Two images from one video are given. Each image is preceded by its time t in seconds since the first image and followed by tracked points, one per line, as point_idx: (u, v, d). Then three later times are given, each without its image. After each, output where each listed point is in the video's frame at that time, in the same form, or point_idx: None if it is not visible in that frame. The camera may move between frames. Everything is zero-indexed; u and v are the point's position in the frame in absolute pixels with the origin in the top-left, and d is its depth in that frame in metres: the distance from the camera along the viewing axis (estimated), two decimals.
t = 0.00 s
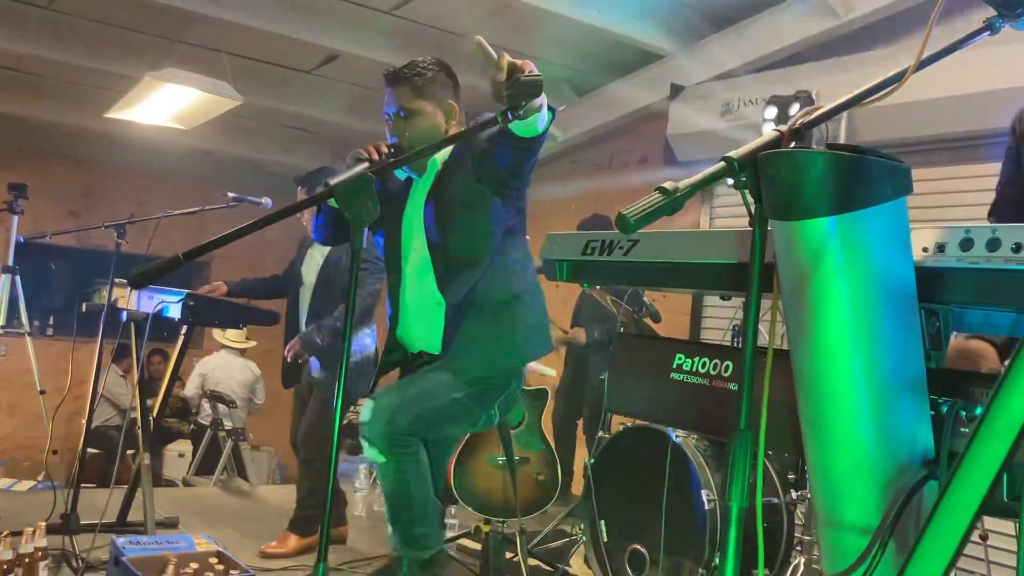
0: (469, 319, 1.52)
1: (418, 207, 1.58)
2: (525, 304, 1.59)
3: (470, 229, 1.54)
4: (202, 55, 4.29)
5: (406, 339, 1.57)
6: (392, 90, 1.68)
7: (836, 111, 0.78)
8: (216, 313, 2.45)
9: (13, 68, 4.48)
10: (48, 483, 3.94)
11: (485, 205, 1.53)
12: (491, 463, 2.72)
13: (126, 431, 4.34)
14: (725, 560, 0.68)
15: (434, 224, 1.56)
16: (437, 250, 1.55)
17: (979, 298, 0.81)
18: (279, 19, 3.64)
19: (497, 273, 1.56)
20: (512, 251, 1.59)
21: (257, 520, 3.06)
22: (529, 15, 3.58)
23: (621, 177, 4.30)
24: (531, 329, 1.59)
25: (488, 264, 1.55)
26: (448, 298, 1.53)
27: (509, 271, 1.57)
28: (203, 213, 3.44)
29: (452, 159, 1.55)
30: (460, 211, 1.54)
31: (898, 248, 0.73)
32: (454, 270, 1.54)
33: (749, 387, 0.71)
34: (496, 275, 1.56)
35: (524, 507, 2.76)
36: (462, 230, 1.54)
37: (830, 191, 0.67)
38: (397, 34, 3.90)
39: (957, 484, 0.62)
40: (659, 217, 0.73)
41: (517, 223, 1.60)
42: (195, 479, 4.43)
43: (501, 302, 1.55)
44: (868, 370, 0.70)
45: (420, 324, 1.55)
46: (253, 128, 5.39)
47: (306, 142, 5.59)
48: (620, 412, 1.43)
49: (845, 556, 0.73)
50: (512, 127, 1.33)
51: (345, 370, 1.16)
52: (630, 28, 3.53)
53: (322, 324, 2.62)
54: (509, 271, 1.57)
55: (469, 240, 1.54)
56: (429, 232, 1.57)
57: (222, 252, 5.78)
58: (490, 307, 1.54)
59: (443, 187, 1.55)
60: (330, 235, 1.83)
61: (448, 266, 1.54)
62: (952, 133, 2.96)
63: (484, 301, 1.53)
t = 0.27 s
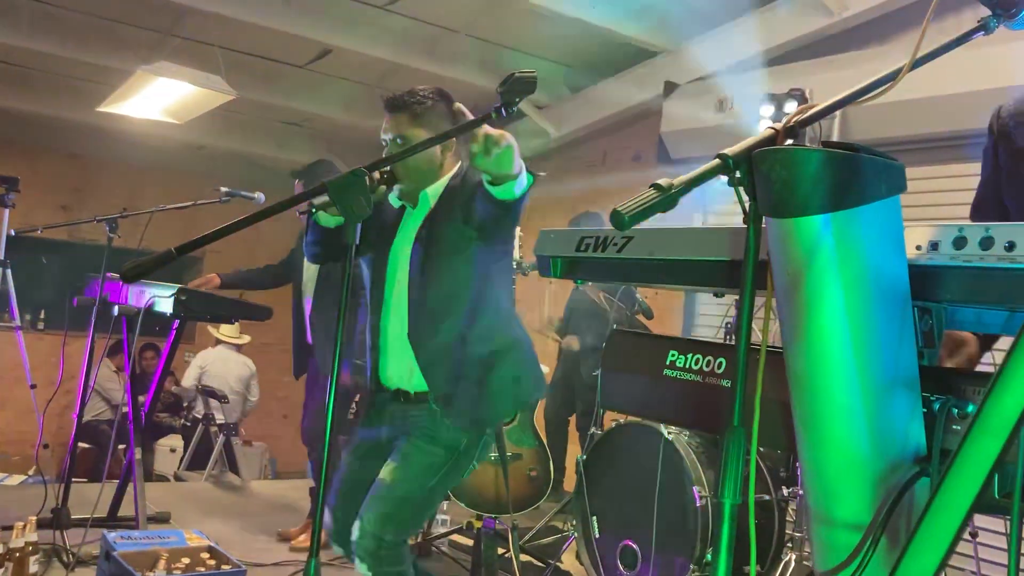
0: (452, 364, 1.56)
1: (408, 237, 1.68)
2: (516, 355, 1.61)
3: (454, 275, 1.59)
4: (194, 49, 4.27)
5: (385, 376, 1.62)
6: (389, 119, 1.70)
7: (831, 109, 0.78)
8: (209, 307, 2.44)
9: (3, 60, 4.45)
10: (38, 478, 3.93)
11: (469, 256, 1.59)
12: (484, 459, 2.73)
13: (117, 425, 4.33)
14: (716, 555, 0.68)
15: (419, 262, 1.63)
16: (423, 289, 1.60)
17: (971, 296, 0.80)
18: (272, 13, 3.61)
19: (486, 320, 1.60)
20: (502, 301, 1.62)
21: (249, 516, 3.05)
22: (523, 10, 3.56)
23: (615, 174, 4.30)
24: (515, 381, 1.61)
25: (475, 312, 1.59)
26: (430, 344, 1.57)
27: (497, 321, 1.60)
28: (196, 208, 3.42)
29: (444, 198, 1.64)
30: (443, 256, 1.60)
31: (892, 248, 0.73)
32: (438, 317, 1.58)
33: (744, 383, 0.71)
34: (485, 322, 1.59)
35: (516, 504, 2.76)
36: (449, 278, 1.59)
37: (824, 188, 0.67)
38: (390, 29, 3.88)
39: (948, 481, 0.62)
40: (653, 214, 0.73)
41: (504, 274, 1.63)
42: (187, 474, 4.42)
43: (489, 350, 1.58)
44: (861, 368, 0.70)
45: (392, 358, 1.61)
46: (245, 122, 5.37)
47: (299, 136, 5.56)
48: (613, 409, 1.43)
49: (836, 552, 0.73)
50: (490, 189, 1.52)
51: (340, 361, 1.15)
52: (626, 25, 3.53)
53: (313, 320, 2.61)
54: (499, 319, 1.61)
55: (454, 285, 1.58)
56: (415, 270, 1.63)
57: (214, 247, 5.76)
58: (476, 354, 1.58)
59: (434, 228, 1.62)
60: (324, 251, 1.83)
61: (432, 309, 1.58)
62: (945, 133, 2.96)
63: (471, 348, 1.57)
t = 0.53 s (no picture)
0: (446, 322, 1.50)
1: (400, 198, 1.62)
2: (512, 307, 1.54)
3: (445, 232, 1.52)
4: (189, 44, 4.25)
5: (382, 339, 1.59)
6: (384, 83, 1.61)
7: (827, 107, 0.78)
8: (202, 304, 2.43)
9: None
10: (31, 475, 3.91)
11: (462, 212, 1.53)
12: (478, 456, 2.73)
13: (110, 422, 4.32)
14: (711, 553, 0.69)
15: (409, 224, 1.58)
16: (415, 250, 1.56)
17: (968, 293, 0.80)
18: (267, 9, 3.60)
19: (481, 280, 1.52)
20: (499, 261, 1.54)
21: (243, 512, 3.05)
22: (518, 8, 3.56)
23: (610, 171, 4.29)
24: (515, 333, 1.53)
25: (471, 269, 1.51)
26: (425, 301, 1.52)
27: (495, 275, 1.52)
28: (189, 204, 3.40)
29: (434, 161, 1.56)
30: (434, 215, 1.55)
31: (889, 248, 0.73)
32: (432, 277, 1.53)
33: (739, 381, 0.71)
34: (480, 281, 1.52)
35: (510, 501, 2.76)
36: (439, 236, 1.53)
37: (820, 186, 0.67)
38: (386, 26, 3.87)
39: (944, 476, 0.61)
40: (650, 211, 0.73)
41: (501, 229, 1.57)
42: (181, 470, 4.41)
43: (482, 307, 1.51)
44: (857, 364, 0.70)
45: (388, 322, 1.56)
46: (240, 118, 5.35)
47: (293, 133, 5.55)
48: (608, 405, 1.42)
49: (832, 551, 0.73)
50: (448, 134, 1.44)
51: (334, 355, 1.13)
52: (625, 23, 3.51)
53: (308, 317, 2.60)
54: (495, 277, 1.52)
55: (446, 244, 1.52)
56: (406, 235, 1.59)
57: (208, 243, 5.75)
58: (471, 313, 1.51)
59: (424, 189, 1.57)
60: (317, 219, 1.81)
61: (426, 271, 1.54)
62: (939, 132, 2.97)
63: (465, 303, 1.51)
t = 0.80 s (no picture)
0: (427, 334, 1.66)
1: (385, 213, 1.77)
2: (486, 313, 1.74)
3: (424, 252, 1.67)
4: (183, 39, 4.25)
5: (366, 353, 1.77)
6: (371, 98, 1.77)
7: (819, 106, 0.78)
8: (197, 300, 2.42)
9: None
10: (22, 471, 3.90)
11: (440, 228, 1.67)
12: (471, 453, 2.73)
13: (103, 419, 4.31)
14: (703, 551, 0.69)
15: (391, 243, 1.72)
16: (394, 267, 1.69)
17: (961, 290, 0.81)
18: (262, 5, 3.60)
19: (459, 290, 1.69)
20: (478, 275, 1.72)
21: (235, 509, 3.04)
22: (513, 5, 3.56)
23: (603, 169, 4.31)
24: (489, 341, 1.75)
25: (448, 284, 1.68)
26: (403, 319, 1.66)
27: (471, 288, 1.70)
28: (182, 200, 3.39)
29: (416, 179, 1.71)
30: (416, 232, 1.68)
31: (880, 246, 0.74)
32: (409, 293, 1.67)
33: (732, 378, 0.71)
34: (457, 296, 1.68)
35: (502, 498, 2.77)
36: (420, 254, 1.67)
37: (814, 185, 0.67)
38: (381, 22, 3.86)
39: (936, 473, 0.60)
40: (644, 208, 0.73)
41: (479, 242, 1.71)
42: (173, 466, 4.41)
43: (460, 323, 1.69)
44: (848, 363, 0.70)
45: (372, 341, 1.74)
46: (233, 114, 5.35)
47: (287, 129, 5.55)
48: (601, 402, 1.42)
49: (822, 550, 0.73)
50: (436, 151, 1.57)
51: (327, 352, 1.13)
52: (616, 21, 3.51)
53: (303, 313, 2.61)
54: (473, 293, 1.70)
55: (425, 262, 1.66)
56: (388, 248, 1.72)
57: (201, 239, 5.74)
58: (449, 329, 1.68)
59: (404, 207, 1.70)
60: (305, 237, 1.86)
61: (403, 289, 1.67)
62: (932, 132, 2.99)
63: (443, 319, 1.67)
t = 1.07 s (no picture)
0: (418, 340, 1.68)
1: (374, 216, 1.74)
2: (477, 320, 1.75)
3: (418, 256, 1.69)
4: (177, 37, 4.24)
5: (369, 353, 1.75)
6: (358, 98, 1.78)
7: (810, 106, 0.79)
8: (192, 298, 2.42)
9: None
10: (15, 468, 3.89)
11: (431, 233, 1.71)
12: (465, 451, 2.72)
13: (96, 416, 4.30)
14: (695, 551, 0.69)
15: (383, 243, 1.72)
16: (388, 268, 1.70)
17: (950, 292, 0.81)
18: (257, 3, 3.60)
19: (452, 295, 1.72)
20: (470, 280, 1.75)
21: (229, 507, 3.04)
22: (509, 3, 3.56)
23: (598, 168, 4.31)
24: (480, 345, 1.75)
25: (439, 288, 1.70)
26: (397, 317, 1.70)
27: (466, 290, 1.74)
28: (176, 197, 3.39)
29: (408, 180, 1.72)
30: (409, 232, 1.71)
31: (870, 246, 0.74)
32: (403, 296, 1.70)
33: (723, 379, 0.71)
34: (449, 299, 1.71)
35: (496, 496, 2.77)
36: (411, 261, 1.69)
37: (806, 184, 0.67)
38: (376, 20, 3.86)
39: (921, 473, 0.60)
40: (636, 207, 0.73)
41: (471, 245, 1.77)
42: (167, 464, 4.41)
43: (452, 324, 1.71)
44: (840, 363, 0.71)
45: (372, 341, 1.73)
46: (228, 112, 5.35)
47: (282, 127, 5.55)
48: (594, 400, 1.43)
49: (812, 548, 0.73)
50: (451, 158, 1.66)
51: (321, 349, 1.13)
52: (607, 19, 3.53)
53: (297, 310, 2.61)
54: (466, 294, 1.73)
55: (418, 263, 1.69)
56: (379, 251, 1.72)
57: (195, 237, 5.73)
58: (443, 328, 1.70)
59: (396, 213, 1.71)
60: (296, 239, 1.84)
61: (397, 288, 1.70)
62: (924, 133, 3.01)
63: (434, 320, 1.70)
